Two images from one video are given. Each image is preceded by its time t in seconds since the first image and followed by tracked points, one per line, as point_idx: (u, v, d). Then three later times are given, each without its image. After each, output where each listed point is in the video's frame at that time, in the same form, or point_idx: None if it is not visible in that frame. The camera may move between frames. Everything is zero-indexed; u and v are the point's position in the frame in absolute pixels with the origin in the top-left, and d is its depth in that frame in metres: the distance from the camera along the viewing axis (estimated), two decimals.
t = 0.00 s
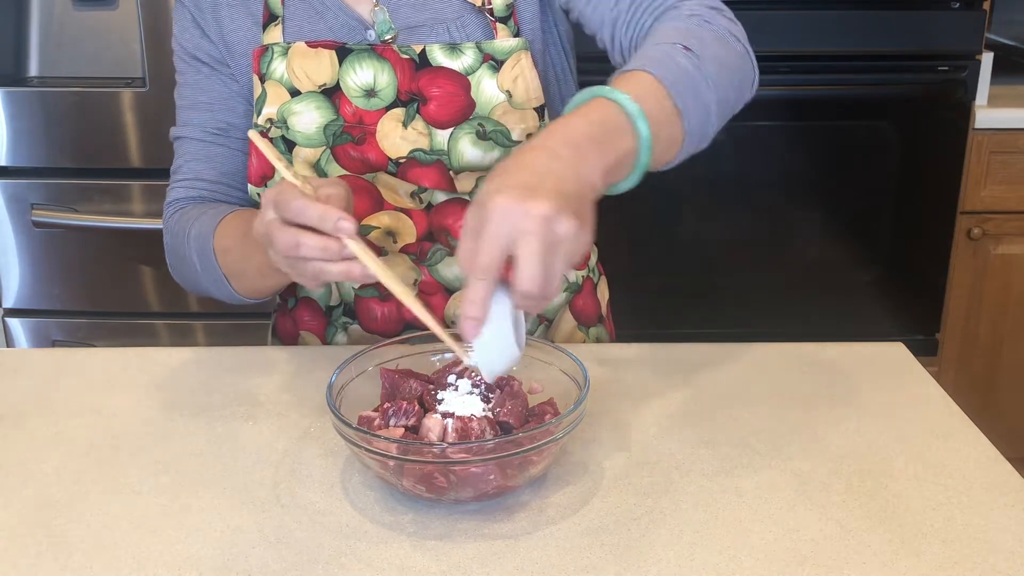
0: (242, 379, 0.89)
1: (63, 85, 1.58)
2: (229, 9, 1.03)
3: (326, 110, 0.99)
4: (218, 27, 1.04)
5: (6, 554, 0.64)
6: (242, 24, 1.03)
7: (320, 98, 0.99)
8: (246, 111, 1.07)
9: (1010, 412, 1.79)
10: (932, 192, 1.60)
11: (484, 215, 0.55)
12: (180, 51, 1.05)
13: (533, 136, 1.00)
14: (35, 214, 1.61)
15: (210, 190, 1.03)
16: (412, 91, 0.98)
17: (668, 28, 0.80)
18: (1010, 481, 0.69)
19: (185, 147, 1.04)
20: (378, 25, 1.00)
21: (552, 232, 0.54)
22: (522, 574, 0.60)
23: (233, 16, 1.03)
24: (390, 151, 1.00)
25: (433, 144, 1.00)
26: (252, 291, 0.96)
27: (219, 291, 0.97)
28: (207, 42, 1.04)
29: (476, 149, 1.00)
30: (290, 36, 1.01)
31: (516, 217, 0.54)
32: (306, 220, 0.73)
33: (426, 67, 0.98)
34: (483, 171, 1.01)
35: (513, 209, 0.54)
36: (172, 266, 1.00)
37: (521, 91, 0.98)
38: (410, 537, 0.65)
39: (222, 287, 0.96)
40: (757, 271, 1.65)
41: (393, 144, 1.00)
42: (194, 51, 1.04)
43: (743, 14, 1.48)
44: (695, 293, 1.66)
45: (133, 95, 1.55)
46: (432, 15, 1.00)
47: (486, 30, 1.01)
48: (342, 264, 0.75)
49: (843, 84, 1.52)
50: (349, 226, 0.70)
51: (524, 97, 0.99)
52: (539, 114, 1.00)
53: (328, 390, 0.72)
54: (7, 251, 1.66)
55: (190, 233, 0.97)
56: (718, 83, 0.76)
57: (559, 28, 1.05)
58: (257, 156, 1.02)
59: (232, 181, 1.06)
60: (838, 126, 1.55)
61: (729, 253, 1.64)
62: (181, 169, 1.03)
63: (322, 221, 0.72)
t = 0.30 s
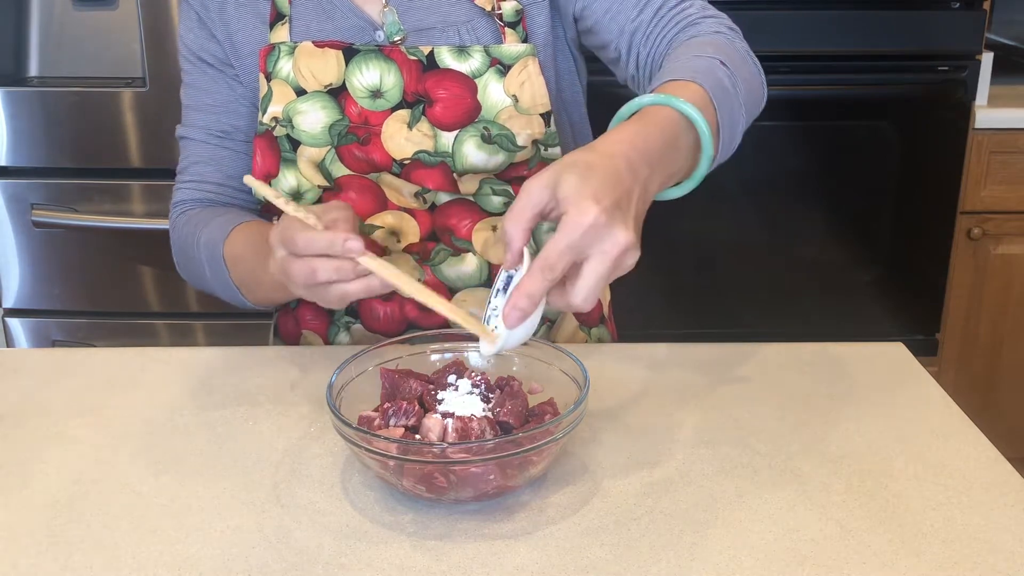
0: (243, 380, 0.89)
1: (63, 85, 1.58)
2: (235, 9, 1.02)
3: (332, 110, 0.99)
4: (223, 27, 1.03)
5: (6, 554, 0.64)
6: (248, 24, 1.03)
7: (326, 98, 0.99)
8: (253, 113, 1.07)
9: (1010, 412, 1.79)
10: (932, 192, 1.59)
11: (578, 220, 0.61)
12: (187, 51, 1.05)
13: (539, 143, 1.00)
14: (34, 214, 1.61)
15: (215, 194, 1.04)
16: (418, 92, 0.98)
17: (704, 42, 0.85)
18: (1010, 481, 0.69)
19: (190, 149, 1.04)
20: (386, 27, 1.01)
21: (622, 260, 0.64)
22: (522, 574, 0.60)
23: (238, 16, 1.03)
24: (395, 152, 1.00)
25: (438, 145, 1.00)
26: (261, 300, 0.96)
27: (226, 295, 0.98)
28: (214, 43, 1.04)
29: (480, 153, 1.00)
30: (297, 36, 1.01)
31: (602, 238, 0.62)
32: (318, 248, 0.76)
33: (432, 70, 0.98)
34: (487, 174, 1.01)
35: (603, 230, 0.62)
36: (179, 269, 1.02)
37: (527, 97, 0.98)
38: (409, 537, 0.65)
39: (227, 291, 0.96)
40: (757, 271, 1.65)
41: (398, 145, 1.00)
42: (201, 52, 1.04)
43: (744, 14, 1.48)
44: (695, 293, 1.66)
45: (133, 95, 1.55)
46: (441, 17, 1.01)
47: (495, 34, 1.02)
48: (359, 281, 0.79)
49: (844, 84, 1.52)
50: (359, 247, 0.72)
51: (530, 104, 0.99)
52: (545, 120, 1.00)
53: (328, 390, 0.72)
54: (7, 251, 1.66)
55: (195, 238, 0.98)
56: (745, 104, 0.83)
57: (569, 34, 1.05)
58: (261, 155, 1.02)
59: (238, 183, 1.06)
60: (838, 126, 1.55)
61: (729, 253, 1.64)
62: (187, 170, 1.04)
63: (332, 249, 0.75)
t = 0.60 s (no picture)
0: (243, 379, 0.89)
1: (63, 85, 1.58)
2: (242, 8, 1.02)
3: (338, 110, 0.99)
4: (230, 26, 1.03)
5: (6, 554, 0.64)
6: (254, 22, 1.03)
7: (332, 97, 0.98)
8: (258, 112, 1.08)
9: (1010, 412, 1.80)
10: (933, 192, 1.59)
11: (588, 235, 0.62)
12: (191, 50, 1.05)
13: (544, 144, 1.00)
14: (34, 214, 1.61)
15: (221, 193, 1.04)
16: (425, 93, 0.98)
17: (710, 47, 0.85)
18: (1010, 481, 0.69)
19: (195, 147, 1.05)
20: (392, 27, 1.00)
21: (630, 275, 0.64)
22: (522, 573, 0.60)
23: (245, 15, 1.02)
24: (401, 152, 1.00)
25: (443, 146, 1.00)
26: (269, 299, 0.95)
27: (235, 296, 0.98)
28: (220, 42, 1.04)
29: (485, 154, 1.00)
30: (304, 36, 1.01)
31: (610, 254, 0.63)
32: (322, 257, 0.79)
33: (439, 70, 0.97)
34: (493, 176, 1.01)
35: (612, 246, 0.62)
36: (186, 269, 1.01)
37: (533, 98, 0.98)
38: (410, 537, 0.65)
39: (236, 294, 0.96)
40: (758, 271, 1.65)
41: (404, 146, 1.00)
42: (206, 51, 1.04)
43: (744, 14, 1.48)
44: (695, 293, 1.66)
45: (133, 95, 1.55)
46: (449, 19, 1.01)
47: (502, 35, 1.01)
48: (371, 278, 0.80)
49: (845, 84, 1.52)
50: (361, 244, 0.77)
51: (536, 105, 0.99)
52: (550, 122, 1.00)
53: (328, 390, 0.72)
54: (7, 250, 1.66)
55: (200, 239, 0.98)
56: (754, 112, 0.83)
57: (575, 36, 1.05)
58: (268, 153, 1.02)
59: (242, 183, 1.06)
60: (839, 126, 1.55)
61: (729, 253, 1.64)
62: (192, 169, 1.04)
63: (335, 254, 0.78)
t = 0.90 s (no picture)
0: (244, 379, 0.90)
1: (63, 85, 1.58)
2: (249, 8, 1.02)
3: (343, 109, 0.99)
4: (236, 25, 1.03)
5: (7, 554, 0.64)
6: (261, 21, 1.03)
7: (337, 97, 0.98)
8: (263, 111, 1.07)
9: (1010, 412, 1.79)
10: (933, 192, 1.59)
11: (582, 236, 0.62)
12: (198, 48, 1.05)
13: (548, 145, 1.00)
14: (34, 214, 1.61)
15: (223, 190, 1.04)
16: (430, 93, 0.98)
17: (713, 46, 0.85)
18: (1010, 481, 0.69)
19: (199, 145, 1.05)
20: (398, 27, 1.00)
21: (624, 276, 0.64)
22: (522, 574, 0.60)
23: (252, 15, 1.02)
24: (405, 153, 1.00)
25: (448, 146, 0.99)
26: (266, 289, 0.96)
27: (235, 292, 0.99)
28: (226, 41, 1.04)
29: (490, 155, 1.00)
30: (310, 36, 1.02)
31: (605, 255, 0.63)
32: (317, 260, 0.77)
33: (444, 71, 0.98)
34: (497, 177, 1.01)
35: (606, 247, 0.62)
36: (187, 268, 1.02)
37: (537, 100, 0.98)
38: (410, 537, 0.65)
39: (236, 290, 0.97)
40: (758, 271, 1.65)
41: (408, 146, 1.00)
42: (212, 50, 1.04)
43: (744, 14, 1.48)
44: (695, 293, 1.66)
45: (133, 95, 1.55)
46: (455, 19, 1.01)
47: (507, 37, 1.02)
48: (371, 272, 0.80)
49: (844, 84, 1.52)
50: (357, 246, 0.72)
51: (540, 107, 0.98)
52: (554, 123, 0.99)
53: (328, 390, 0.72)
54: (7, 250, 1.66)
55: (198, 234, 0.98)
56: (757, 111, 0.83)
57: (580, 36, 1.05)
58: (273, 152, 1.01)
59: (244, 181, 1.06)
60: (839, 126, 1.55)
61: (729, 253, 1.64)
62: (195, 167, 1.04)
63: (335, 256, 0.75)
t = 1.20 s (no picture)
0: (243, 379, 0.90)
1: (63, 85, 1.58)
2: None
3: (321, 94, 0.96)
4: None
5: (7, 553, 0.64)
6: None
7: (319, 80, 0.96)
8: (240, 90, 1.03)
9: (1010, 413, 1.80)
10: (933, 193, 1.60)
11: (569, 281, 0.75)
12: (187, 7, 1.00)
13: (521, 175, 0.99)
14: (35, 214, 1.61)
15: (170, 146, 0.96)
16: (412, 94, 0.95)
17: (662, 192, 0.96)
18: (1010, 481, 0.69)
19: (160, 100, 0.99)
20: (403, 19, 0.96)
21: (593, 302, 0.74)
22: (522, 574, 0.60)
23: None
24: (377, 148, 0.98)
25: (420, 150, 0.97)
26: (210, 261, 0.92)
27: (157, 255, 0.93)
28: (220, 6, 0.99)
29: (460, 169, 0.98)
30: (306, 11, 0.97)
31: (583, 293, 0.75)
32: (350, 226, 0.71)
33: (433, 75, 0.95)
34: (466, 190, 0.99)
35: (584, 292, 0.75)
36: (109, 217, 0.95)
37: (519, 124, 0.97)
38: (410, 537, 0.65)
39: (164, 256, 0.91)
40: (758, 272, 1.65)
41: (381, 143, 0.97)
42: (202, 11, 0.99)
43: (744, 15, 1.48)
44: (694, 293, 1.66)
45: (133, 95, 1.55)
46: (461, 35, 0.97)
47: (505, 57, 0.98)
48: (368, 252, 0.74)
49: (844, 84, 1.52)
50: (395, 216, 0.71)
51: (521, 131, 0.97)
52: (529, 156, 0.99)
53: (328, 389, 0.72)
54: (7, 251, 1.67)
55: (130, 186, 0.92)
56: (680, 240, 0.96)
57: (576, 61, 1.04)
58: (257, 123, 1.01)
59: (198, 144, 0.99)
60: (839, 126, 1.55)
61: (729, 252, 1.64)
62: (149, 119, 0.98)
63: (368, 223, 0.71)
